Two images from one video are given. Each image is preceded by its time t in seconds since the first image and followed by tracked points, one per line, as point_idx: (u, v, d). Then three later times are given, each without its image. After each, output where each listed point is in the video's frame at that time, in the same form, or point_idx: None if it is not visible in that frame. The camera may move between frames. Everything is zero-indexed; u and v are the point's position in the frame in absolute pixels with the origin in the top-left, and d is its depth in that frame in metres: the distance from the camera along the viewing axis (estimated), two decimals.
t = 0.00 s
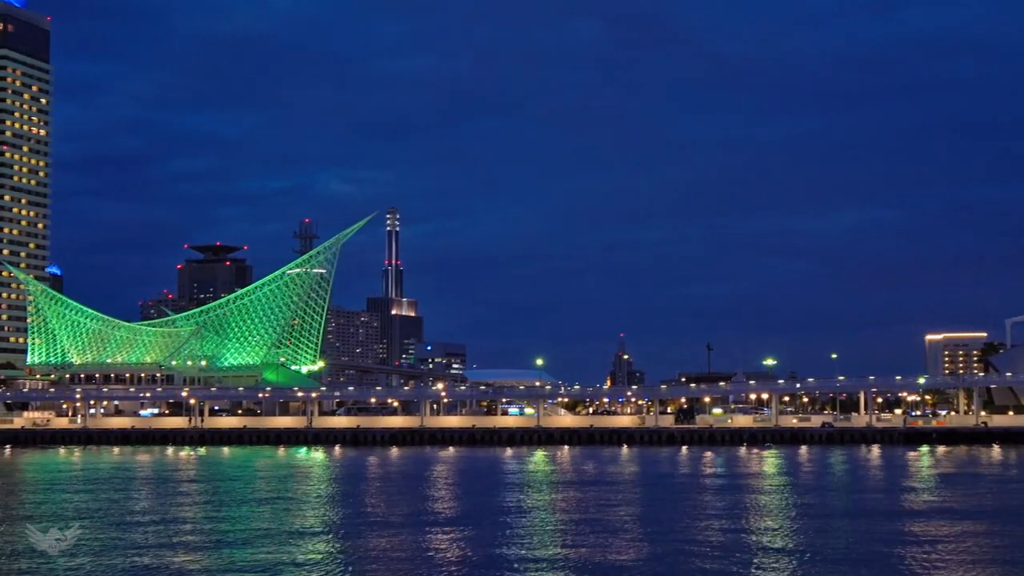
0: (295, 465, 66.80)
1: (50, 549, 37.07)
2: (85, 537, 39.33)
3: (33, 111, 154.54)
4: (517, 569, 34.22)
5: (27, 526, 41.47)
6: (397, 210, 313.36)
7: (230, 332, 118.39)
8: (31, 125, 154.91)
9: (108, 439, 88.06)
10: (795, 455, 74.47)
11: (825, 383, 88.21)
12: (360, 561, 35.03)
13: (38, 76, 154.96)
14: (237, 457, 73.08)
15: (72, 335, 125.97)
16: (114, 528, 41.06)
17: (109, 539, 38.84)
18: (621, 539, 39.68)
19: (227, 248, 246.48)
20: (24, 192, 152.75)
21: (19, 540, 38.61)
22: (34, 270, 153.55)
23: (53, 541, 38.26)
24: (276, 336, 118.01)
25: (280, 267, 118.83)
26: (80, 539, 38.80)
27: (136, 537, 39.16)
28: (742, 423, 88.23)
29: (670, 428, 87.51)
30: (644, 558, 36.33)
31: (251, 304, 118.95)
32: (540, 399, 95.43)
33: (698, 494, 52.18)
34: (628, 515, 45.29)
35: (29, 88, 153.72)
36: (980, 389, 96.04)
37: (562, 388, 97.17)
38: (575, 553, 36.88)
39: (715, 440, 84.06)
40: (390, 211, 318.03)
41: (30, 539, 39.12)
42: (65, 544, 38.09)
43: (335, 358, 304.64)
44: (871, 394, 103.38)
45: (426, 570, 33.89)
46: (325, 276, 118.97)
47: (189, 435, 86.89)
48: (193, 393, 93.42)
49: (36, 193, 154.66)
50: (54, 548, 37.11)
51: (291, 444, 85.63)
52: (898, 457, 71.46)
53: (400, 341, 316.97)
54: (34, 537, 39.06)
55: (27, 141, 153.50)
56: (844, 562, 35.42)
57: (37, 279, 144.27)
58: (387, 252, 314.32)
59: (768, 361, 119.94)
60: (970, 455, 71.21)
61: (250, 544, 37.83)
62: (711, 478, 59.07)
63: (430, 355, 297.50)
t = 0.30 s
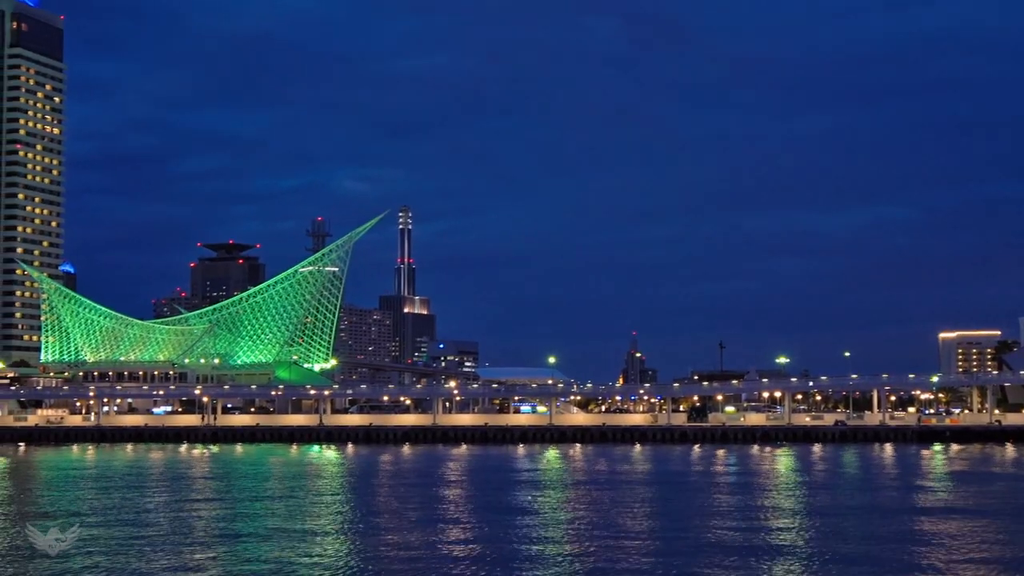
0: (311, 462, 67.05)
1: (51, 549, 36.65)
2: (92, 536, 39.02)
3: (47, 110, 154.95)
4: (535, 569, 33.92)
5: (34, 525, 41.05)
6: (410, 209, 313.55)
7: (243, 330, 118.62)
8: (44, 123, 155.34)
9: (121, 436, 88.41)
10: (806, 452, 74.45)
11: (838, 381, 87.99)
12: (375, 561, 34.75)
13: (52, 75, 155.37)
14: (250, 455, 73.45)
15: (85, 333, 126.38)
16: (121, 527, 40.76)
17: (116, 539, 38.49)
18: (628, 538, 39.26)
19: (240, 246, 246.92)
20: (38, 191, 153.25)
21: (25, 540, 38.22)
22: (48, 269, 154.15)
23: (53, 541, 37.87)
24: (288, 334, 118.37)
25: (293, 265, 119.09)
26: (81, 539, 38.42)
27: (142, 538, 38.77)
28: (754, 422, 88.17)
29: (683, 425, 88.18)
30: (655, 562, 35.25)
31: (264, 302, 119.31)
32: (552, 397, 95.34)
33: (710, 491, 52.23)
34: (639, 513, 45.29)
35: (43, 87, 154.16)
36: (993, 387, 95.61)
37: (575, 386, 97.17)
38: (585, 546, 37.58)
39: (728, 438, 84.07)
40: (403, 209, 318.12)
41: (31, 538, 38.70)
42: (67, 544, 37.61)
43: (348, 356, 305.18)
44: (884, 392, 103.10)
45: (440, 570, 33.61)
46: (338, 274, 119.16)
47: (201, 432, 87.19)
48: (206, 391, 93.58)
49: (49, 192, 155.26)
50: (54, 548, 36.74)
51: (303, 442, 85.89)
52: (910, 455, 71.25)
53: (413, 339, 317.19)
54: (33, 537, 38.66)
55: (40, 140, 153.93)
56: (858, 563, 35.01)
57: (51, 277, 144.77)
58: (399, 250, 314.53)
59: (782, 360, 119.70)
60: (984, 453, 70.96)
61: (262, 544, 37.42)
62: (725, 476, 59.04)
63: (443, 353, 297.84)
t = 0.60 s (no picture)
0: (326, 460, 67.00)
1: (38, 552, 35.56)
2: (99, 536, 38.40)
3: (63, 108, 155.33)
4: (553, 570, 33.34)
5: (35, 526, 40.15)
6: (424, 207, 313.74)
7: (257, 327, 119.02)
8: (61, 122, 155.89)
9: (138, 435, 88.64)
10: (822, 452, 72.96)
11: (855, 378, 87.62)
12: (390, 561, 34.29)
13: (68, 73, 155.79)
14: (266, 452, 73.52)
15: (102, 331, 126.74)
16: (128, 528, 40.07)
17: (123, 540, 37.82)
18: (646, 532, 40.15)
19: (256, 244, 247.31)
20: (54, 189, 153.58)
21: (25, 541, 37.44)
22: (63, 266, 154.74)
23: (53, 541, 37.32)
24: (303, 332, 118.35)
25: (307, 263, 119.14)
26: (81, 539, 37.83)
27: (146, 539, 38.03)
28: (770, 420, 87.91)
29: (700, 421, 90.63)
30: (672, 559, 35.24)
31: (279, 300, 119.48)
32: (567, 395, 95.24)
33: (726, 490, 52.03)
34: (655, 512, 45.06)
35: (59, 86, 154.71)
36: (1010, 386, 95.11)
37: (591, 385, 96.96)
38: (599, 541, 38.10)
39: (743, 437, 83.64)
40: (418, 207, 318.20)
41: (28, 539, 37.99)
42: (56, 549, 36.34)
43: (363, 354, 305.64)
44: (900, 391, 102.85)
45: (455, 570, 33.19)
46: (353, 272, 118.91)
47: (218, 430, 87.47)
48: (222, 389, 93.70)
49: (65, 189, 155.83)
50: (54, 548, 36.19)
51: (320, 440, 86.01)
52: (927, 455, 69.28)
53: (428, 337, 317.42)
54: (33, 536, 38.07)
55: (56, 138, 154.37)
56: (874, 563, 34.70)
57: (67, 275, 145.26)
58: (414, 248, 314.75)
59: (797, 358, 119.11)
60: (1001, 452, 70.60)
61: (279, 545, 36.87)
62: (738, 474, 59.14)
63: (458, 351, 298.17)
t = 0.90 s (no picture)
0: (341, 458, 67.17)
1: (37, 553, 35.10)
2: (102, 537, 37.94)
3: (78, 108, 156.03)
4: (567, 571, 33.06)
5: (37, 526, 39.70)
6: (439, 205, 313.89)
7: (272, 326, 119.42)
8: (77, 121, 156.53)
9: (153, 433, 89.11)
10: (835, 452, 72.21)
11: (870, 377, 87.28)
12: (407, 562, 34.05)
13: (83, 72, 156.45)
14: (280, 451, 73.75)
15: (117, 329, 127.35)
16: (134, 529, 39.62)
17: (127, 540, 37.39)
18: (658, 527, 40.73)
19: (270, 242, 248.05)
20: (69, 188, 154.28)
21: (24, 542, 36.94)
22: (80, 265, 155.45)
23: (51, 541, 36.86)
24: (318, 330, 118.37)
25: (322, 262, 119.60)
26: (79, 540, 37.38)
27: (151, 540, 37.57)
28: (784, 418, 87.72)
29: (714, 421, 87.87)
30: (687, 557, 35.23)
31: (293, 299, 119.79)
32: (582, 394, 95.23)
33: (739, 488, 51.87)
34: (666, 510, 44.99)
35: (75, 85, 155.31)
36: None
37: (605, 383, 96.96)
38: (613, 537, 38.52)
39: (757, 434, 83.75)
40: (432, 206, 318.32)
41: (25, 539, 37.48)
42: (57, 549, 35.88)
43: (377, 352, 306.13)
44: (916, 390, 102.42)
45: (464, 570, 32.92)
46: (367, 271, 119.32)
47: (233, 428, 87.78)
48: (237, 387, 93.99)
49: (81, 188, 156.52)
50: (52, 549, 35.75)
51: (335, 437, 86.41)
52: (944, 455, 67.98)
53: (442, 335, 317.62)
54: (31, 536, 37.64)
55: (72, 137, 155.09)
56: (886, 562, 34.49)
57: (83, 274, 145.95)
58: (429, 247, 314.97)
59: (812, 356, 118.58)
60: (1017, 451, 70.22)
61: (293, 544, 36.60)
62: (753, 473, 58.71)
63: (472, 349, 298.41)
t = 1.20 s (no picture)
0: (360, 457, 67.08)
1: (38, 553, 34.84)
2: (110, 536, 37.74)
3: (98, 108, 156.70)
4: (585, 571, 32.76)
5: (47, 526, 39.46)
6: (457, 204, 314.09)
7: (291, 324, 119.77)
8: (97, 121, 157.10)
9: (172, 432, 89.31)
10: (856, 451, 71.35)
11: (889, 374, 86.77)
12: (425, 561, 33.74)
13: (103, 73, 157.06)
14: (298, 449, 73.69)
15: (137, 328, 127.82)
16: (144, 529, 39.36)
17: (136, 540, 37.16)
18: (679, 526, 40.62)
19: (288, 241, 248.98)
20: (89, 187, 154.89)
21: (31, 542, 36.73)
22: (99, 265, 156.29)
23: (53, 541, 36.69)
24: (336, 329, 118.74)
25: (340, 261, 119.89)
26: (81, 539, 37.21)
27: (161, 539, 37.31)
28: (804, 416, 87.55)
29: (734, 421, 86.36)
30: (705, 557, 34.93)
31: (311, 297, 120.22)
32: (600, 392, 95.03)
33: (760, 487, 51.50)
34: (685, 509, 44.73)
35: (95, 85, 155.85)
36: None
37: (623, 382, 96.68)
38: (636, 533, 38.94)
39: (776, 433, 83.43)
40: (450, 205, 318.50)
41: (28, 539, 37.30)
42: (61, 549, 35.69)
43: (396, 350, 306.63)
44: (935, 387, 101.92)
45: (484, 570, 32.64)
46: (385, 269, 119.66)
47: (252, 426, 87.81)
48: (255, 385, 94.13)
49: (101, 188, 157.25)
50: (53, 549, 35.57)
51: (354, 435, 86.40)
52: (965, 455, 66.82)
53: (460, 334, 317.78)
54: (33, 536, 37.51)
55: (92, 137, 155.70)
56: (908, 562, 34.14)
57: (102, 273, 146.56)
58: (447, 246, 315.26)
59: (832, 354, 118.10)
60: None
61: (314, 544, 36.27)
62: (774, 473, 57.85)
63: (491, 347, 298.53)
